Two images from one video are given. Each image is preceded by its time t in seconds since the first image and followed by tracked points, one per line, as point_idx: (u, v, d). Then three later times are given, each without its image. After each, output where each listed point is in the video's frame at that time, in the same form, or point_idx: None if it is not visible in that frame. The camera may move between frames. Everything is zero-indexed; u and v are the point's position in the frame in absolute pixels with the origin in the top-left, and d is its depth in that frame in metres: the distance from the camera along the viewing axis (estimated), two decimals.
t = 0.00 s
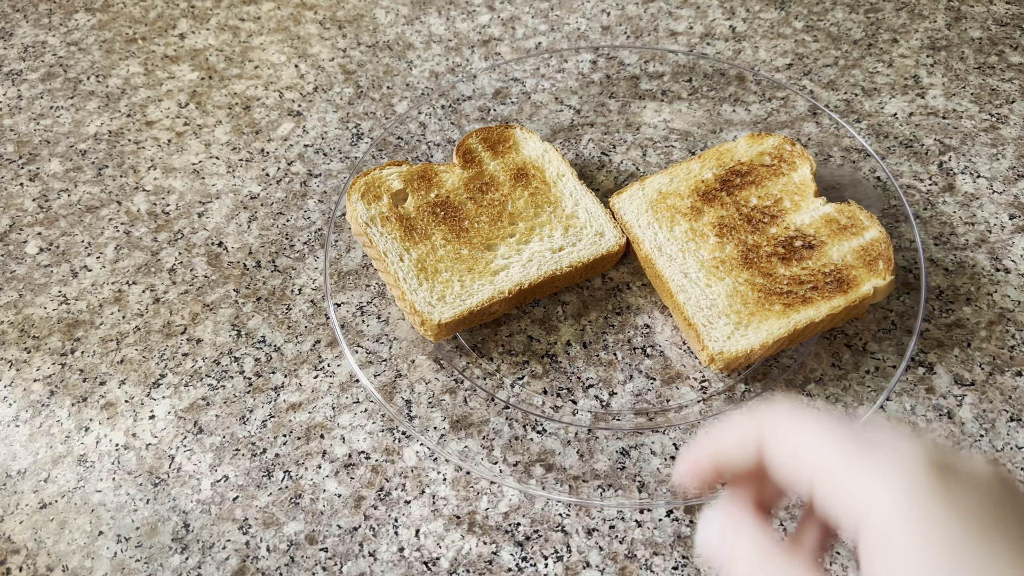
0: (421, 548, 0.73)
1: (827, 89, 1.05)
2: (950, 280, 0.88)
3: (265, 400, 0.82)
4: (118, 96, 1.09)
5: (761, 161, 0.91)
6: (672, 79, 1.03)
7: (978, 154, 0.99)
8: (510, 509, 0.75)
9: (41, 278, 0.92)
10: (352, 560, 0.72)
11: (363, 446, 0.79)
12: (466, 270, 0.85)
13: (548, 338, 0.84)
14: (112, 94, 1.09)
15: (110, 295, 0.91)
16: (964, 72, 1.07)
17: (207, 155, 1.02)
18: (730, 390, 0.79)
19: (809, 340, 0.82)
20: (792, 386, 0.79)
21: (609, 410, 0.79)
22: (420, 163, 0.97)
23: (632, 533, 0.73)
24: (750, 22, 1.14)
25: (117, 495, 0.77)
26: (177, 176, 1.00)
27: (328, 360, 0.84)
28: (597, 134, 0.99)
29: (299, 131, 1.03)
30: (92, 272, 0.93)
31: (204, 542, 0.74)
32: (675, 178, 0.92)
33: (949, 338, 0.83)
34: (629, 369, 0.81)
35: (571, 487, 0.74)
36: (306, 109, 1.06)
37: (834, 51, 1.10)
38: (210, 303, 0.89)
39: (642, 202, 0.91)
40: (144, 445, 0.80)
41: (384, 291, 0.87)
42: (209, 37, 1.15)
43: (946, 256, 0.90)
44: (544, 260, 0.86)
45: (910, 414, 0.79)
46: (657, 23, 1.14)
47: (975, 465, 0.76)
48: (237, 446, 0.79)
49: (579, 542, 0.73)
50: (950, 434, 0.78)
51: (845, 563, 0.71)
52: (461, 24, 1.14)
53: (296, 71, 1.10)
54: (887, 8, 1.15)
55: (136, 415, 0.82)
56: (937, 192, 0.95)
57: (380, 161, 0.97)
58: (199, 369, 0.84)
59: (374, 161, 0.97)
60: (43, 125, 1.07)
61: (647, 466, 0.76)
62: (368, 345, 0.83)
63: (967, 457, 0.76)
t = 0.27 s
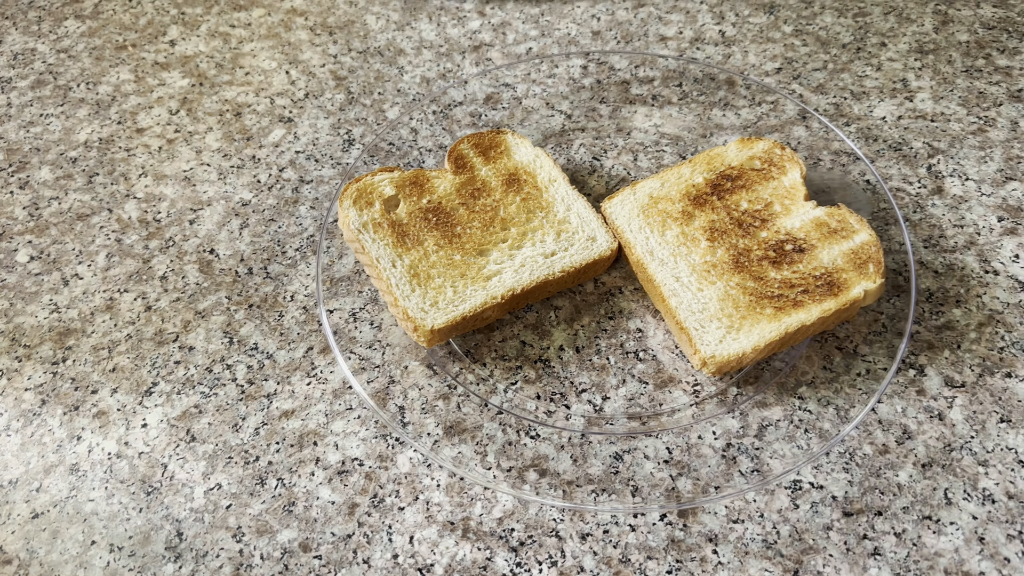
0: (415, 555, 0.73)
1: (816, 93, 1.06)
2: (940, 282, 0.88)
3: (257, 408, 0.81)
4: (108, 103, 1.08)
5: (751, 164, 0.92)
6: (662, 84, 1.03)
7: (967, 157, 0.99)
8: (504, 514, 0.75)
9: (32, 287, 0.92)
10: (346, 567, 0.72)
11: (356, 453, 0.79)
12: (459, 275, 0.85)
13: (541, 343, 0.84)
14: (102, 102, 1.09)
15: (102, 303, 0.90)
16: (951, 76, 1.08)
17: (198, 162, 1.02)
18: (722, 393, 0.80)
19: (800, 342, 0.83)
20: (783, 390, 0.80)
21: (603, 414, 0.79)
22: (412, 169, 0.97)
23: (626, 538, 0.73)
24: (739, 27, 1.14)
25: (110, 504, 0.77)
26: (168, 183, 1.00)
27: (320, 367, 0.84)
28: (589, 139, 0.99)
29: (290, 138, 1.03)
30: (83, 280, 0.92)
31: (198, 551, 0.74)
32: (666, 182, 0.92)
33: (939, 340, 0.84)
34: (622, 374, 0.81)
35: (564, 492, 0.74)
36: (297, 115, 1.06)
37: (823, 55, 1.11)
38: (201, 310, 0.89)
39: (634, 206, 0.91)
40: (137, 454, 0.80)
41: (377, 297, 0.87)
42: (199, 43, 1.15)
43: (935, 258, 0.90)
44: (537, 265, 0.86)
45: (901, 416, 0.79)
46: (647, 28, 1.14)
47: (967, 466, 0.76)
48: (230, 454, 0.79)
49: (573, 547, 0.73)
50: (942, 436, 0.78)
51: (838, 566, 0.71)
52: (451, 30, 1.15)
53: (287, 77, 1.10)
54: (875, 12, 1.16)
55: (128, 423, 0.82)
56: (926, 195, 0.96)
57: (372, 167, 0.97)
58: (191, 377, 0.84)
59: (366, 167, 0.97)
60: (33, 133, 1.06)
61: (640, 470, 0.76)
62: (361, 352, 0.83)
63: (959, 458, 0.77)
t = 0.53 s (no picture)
0: (387, 561, 0.73)
1: (787, 100, 1.08)
2: (907, 286, 0.90)
3: (231, 416, 0.82)
4: (85, 114, 1.09)
5: (721, 171, 0.93)
6: (635, 91, 1.04)
7: (934, 161, 1.01)
8: (475, 520, 0.76)
9: (7, 297, 0.92)
10: (318, 573, 0.73)
11: (329, 460, 0.79)
12: (431, 282, 0.86)
13: (514, 349, 0.85)
14: (79, 112, 1.09)
15: (77, 313, 0.91)
16: (920, 82, 1.10)
17: (174, 172, 1.02)
18: (692, 397, 0.81)
19: (768, 346, 0.84)
20: (752, 393, 0.81)
21: (574, 419, 0.80)
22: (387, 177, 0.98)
23: (596, 541, 0.74)
24: (712, 35, 1.16)
25: (84, 513, 0.77)
26: (144, 193, 1.00)
27: (294, 375, 0.85)
28: (562, 147, 1.00)
29: (266, 147, 1.04)
30: (59, 290, 0.93)
31: (171, 559, 0.74)
32: (637, 189, 0.94)
33: (906, 342, 0.85)
34: (593, 379, 0.82)
35: (535, 497, 0.75)
36: (273, 124, 1.06)
37: (793, 62, 1.12)
38: (176, 319, 0.89)
39: (606, 213, 0.92)
40: (111, 463, 0.80)
41: (351, 304, 0.88)
42: (176, 53, 1.16)
43: (902, 262, 0.92)
44: (509, 271, 0.87)
45: (868, 418, 0.80)
46: (621, 36, 1.16)
47: (932, 467, 0.77)
48: (204, 463, 0.79)
49: (544, 551, 0.74)
50: (907, 437, 0.79)
51: (804, 567, 0.72)
52: (427, 39, 1.16)
53: (263, 86, 1.11)
54: (845, 19, 1.18)
55: (102, 432, 0.82)
56: (894, 199, 0.97)
57: (347, 175, 0.97)
58: (165, 387, 0.85)
59: (341, 175, 0.98)
60: (9, 143, 1.06)
61: (611, 474, 0.77)
62: (335, 359, 0.84)
63: (924, 459, 0.78)
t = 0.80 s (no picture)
0: (356, 568, 0.73)
1: (758, 104, 1.09)
2: (876, 289, 0.90)
3: (201, 424, 0.82)
4: (58, 122, 1.09)
5: (690, 176, 0.94)
6: (607, 97, 1.05)
7: (904, 165, 1.02)
8: (445, 526, 0.76)
9: None
10: None
11: (299, 468, 0.79)
12: (402, 289, 0.86)
13: (485, 355, 0.85)
14: (52, 120, 1.09)
15: (48, 322, 0.91)
16: (890, 85, 1.11)
17: (146, 180, 1.02)
18: (661, 401, 0.81)
19: (737, 349, 0.84)
20: (720, 397, 0.81)
21: (544, 424, 0.80)
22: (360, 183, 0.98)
23: (565, 546, 0.74)
24: (684, 40, 1.17)
25: (52, 523, 0.77)
26: (116, 201, 1.00)
27: (264, 383, 0.85)
28: (535, 152, 1.01)
29: (239, 154, 1.04)
30: (29, 299, 0.92)
31: (140, 568, 0.74)
32: (608, 195, 0.94)
33: (874, 345, 0.86)
34: (564, 384, 0.83)
35: (504, 502, 0.75)
36: (246, 131, 1.07)
37: (765, 67, 1.13)
38: (147, 328, 0.89)
39: (577, 218, 0.93)
40: (80, 472, 0.80)
41: (322, 311, 0.88)
42: (150, 61, 1.16)
43: (871, 265, 0.93)
44: (480, 277, 0.87)
45: (836, 420, 0.81)
46: (594, 42, 1.16)
47: (899, 469, 0.78)
48: (173, 471, 0.79)
49: (513, 556, 0.74)
50: (875, 439, 0.79)
51: (772, 569, 0.73)
52: (401, 45, 1.16)
53: (236, 93, 1.11)
54: (817, 24, 1.19)
55: (72, 441, 0.82)
56: (864, 203, 0.98)
57: (319, 182, 0.98)
58: (135, 395, 0.84)
59: (313, 182, 0.98)
60: None
61: (580, 479, 0.77)
62: (305, 367, 0.84)
63: (891, 461, 0.78)
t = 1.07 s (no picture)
0: None
1: (752, 111, 1.09)
2: (872, 295, 0.91)
3: (199, 436, 0.82)
4: (51, 132, 1.08)
5: (686, 183, 0.94)
6: (602, 105, 1.05)
7: (898, 170, 1.03)
8: (446, 536, 0.76)
9: None
10: None
11: (298, 480, 0.79)
12: (400, 298, 0.86)
13: (483, 364, 0.85)
14: (45, 131, 1.09)
15: (43, 333, 0.90)
16: (883, 91, 1.12)
17: (141, 190, 1.02)
18: (660, 409, 0.81)
19: (735, 356, 0.85)
20: (719, 404, 0.81)
21: (543, 433, 0.80)
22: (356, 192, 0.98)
23: (566, 555, 0.74)
24: (678, 47, 1.17)
25: (50, 537, 0.76)
26: (111, 212, 1.00)
27: (262, 394, 0.84)
28: (531, 160, 1.01)
29: (234, 163, 1.04)
30: (25, 310, 0.92)
31: None
32: (604, 203, 0.94)
33: (871, 351, 0.86)
34: (563, 393, 0.83)
35: (505, 512, 0.75)
36: (241, 140, 1.06)
37: (759, 73, 1.14)
38: (143, 339, 0.89)
39: (573, 226, 0.93)
40: (77, 485, 0.79)
41: (319, 321, 0.88)
42: (144, 71, 1.15)
43: (867, 271, 0.93)
44: (478, 286, 0.87)
45: (834, 427, 0.81)
46: (588, 50, 1.17)
47: (897, 475, 0.78)
48: (171, 483, 0.79)
49: (514, 566, 0.74)
50: (873, 445, 0.80)
51: None
52: (396, 53, 1.16)
53: (231, 103, 1.11)
54: (809, 30, 1.19)
55: (69, 454, 0.81)
56: (858, 209, 0.99)
57: (315, 191, 0.97)
58: (133, 407, 0.84)
59: (309, 191, 0.97)
60: None
61: (580, 487, 0.77)
62: (303, 377, 0.84)
63: (890, 467, 0.79)
